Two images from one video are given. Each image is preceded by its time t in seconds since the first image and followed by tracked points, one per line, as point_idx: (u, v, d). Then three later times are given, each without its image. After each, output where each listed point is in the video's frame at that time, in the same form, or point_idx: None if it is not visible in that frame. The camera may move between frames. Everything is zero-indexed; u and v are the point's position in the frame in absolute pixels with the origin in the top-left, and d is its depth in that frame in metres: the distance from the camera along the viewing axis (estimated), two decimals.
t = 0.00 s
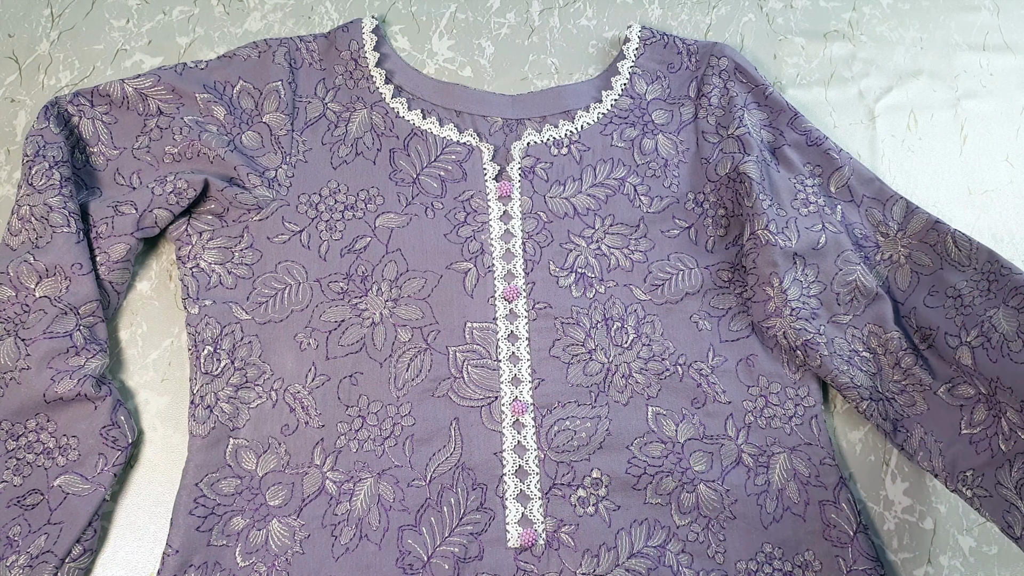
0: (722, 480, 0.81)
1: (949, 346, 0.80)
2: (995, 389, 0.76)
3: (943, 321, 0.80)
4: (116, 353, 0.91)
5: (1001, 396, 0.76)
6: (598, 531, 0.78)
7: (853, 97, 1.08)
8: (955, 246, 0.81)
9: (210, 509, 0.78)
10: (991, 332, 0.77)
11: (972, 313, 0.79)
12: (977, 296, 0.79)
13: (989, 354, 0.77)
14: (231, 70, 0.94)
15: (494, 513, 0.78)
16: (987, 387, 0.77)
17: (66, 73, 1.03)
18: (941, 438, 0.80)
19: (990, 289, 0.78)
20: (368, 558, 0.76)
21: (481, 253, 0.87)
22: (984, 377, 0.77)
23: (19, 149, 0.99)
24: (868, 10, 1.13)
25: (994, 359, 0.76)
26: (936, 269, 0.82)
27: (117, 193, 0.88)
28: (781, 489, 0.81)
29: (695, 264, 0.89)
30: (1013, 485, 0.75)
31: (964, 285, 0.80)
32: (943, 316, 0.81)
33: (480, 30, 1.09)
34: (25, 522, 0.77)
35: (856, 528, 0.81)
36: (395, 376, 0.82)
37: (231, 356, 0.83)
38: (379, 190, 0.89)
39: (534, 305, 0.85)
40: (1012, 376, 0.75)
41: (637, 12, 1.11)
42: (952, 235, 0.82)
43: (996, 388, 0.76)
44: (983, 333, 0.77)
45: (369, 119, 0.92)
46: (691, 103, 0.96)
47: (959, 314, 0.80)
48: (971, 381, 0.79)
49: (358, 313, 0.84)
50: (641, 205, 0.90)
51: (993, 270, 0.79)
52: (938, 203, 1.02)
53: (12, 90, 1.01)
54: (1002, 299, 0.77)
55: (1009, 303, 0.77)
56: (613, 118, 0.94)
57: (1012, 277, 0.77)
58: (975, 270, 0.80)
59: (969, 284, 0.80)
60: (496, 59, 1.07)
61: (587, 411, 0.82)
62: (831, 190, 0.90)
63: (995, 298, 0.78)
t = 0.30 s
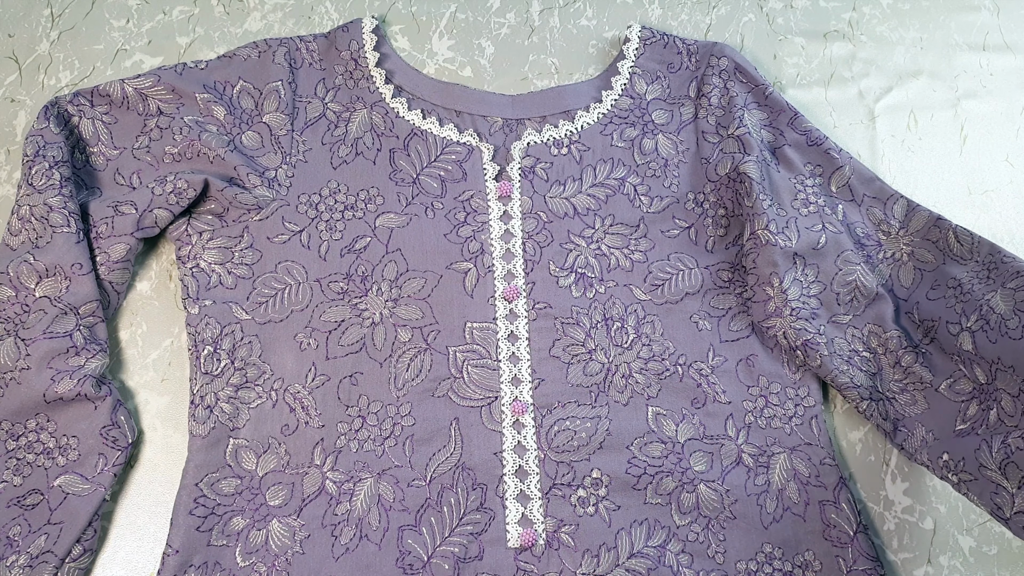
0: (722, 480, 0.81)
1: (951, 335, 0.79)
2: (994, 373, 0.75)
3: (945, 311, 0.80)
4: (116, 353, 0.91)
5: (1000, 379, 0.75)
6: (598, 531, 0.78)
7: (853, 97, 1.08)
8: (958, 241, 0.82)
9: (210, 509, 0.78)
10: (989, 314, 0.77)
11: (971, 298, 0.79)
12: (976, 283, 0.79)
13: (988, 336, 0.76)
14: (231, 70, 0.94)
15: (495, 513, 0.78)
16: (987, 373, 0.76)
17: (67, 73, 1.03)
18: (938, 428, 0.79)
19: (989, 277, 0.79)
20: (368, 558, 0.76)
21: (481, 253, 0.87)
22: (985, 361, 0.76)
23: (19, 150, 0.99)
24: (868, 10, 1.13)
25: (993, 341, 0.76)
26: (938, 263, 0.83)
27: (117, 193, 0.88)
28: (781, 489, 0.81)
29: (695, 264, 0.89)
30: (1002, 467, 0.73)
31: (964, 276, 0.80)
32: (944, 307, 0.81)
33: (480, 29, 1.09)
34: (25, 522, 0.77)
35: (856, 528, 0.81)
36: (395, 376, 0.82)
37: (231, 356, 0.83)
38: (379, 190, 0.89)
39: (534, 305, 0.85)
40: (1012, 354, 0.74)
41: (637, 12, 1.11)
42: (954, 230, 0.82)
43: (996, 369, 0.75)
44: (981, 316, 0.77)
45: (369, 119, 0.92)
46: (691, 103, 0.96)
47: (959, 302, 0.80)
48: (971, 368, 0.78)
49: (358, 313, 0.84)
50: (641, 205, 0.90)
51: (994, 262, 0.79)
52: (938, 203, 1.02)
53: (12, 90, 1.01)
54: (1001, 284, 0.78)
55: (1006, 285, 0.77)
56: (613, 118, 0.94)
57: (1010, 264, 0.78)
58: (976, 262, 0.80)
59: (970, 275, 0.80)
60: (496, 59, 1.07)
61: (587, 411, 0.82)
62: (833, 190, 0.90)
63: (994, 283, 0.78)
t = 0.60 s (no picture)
0: (722, 480, 0.81)
1: (965, 315, 0.78)
2: (1012, 351, 0.74)
3: (956, 293, 0.79)
4: (116, 353, 0.91)
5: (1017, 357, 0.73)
6: (598, 531, 0.78)
7: (853, 97, 1.08)
8: (960, 221, 0.81)
9: (210, 509, 0.78)
10: (1001, 290, 0.75)
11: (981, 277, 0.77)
12: (985, 261, 0.78)
13: (1005, 313, 0.75)
14: (231, 70, 0.94)
15: (494, 513, 0.78)
16: (1005, 351, 0.74)
17: (66, 73, 1.03)
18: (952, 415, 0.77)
19: (997, 252, 0.77)
20: (368, 557, 0.76)
21: (481, 253, 0.87)
22: (1003, 339, 0.74)
23: (19, 150, 0.99)
24: (868, 10, 1.13)
25: (1011, 317, 0.74)
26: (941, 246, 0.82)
27: (117, 193, 0.88)
28: (781, 489, 0.81)
29: (695, 264, 0.89)
30: None
31: (972, 254, 0.79)
32: (954, 289, 0.80)
33: (480, 29, 1.09)
34: (25, 522, 0.77)
35: (856, 528, 0.81)
36: (395, 376, 0.82)
37: (231, 356, 0.83)
38: (379, 190, 0.89)
39: (534, 305, 0.85)
40: None
41: (637, 12, 1.11)
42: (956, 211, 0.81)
43: (1016, 346, 0.73)
44: (996, 293, 0.76)
45: (369, 119, 0.92)
46: (692, 103, 0.96)
47: (970, 280, 0.78)
48: (988, 347, 0.76)
49: (358, 313, 0.84)
50: (641, 205, 0.90)
51: (1000, 236, 0.78)
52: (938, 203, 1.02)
53: (12, 90, 1.01)
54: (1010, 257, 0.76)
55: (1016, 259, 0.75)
56: (613, 118, 0.94)
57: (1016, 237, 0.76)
58: (982, 240, 0.79)
59: (977, 253, 0.79)
60: (496, 59, 1.07)
61: (587, 411, 0.82)
62: (836, 189, 0.90)
63: (1003, 258, 0.76)
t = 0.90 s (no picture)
0: (722, 480, 0.81)
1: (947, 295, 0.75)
2: (995, 329, 0.71)
3: (935, 272, 0.77)
4: (116, 353, 0.91)
5: (999, 335, 0.71)
6: (598, 531, 0.78)
7: (853, 97, 1.08)
8: (943, 204, 0.79)
9: (210, 509, 0.78)
10: (978, 266, 0.72)
11: (957, 254, 0.75)
12: (961, 238, 0.75)
13: (983, 289, 0.72)
14: (231, 70, 0.94)
15: (495, 513, 0.78)
16: (988, 330, 0.72)
17: (67, 73, 1.03)
18: (952, 405, 0.74)
19: (972, 228, 0.75)
20: (368, 557, 0.76)
21: (481, 253, 0.87)
22: (986, 317, 0.72)
23: (19, 150, 0.99)
24: (868, 10, 1.13)
25: (990, 292, 0.71)
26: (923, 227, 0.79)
27: (117, 193, 0.88)
28: (781, 489, 0.81)
29: (695, 264, 0.89)
30: None
31: (950, 232, 0.77)
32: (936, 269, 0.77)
33: (480, 29, 1.09)
34: (25, 522, 0.77)
35: (856, 528, 0.81)
36: (395, 376, 0.82)
37: (231, 356, 0.83)
38: (379, 190, 0.89)
39: (534, 305, 0.85)
40: (1012, 303, 0.70)
41: (637, 11, 1.11)
42: (943, 197, 0.80)
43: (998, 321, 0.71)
44: (973, 270, 0.73)
45: (369, 119, 0.92)
46: (691, 103, 0.96)
47: (947, 259, 0.75)
48: (972, 327, 0.74)
49: (358, 313, 0.84)
50: (641, 205, 0.90)
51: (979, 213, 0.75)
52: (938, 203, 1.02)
53: (12, 90, 1.01)
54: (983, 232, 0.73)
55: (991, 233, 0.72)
56: (613, 118, 0.94)
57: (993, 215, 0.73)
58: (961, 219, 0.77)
59: (955, 231, 0.76)
60: (496, 59, 1.07)
61: (587, 411, 0.82)
62: (838, 188, 0.89)
63: (978, 234, 0.74)
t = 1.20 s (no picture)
0: (722, 480, 0.81)
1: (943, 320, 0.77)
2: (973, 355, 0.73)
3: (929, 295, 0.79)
4: (116, 353, 0.91)
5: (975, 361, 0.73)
6: (598, 531, 0.78)
7: (853, 97, 1.08)
8: (941, 221, 0.82)
9: (210, 509, 0.78)
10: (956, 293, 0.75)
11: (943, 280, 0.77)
12: (949, 262, 0.78)
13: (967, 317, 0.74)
14: (231, 70, 0.94)
15: (495, 513, 0.78)
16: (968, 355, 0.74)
17: (66, 73, 1.03)
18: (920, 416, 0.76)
19: (962, 254, 0.78)
20: (368, 557, 0.76)
21: (481, 252, 0.87)
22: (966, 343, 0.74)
23: (19, 150, 0.99)
24: (868, 10, 1.13)
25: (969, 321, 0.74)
26: (919, 248, 0.82)
27: (117, 193, 0.88)
28: (781, 489, 0.81)
29: (695, 264, 0.89)
30: (982, 433, 0.68)
31: (938, 256, 0.79)
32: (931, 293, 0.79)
33: (480, 29, 1.09)
34: (25, 522, 0.77)
35: (856, 528, 0.81)
36: (395, 376, 0.82)
37: (231, 356, 0.83)
38: (379, 190, 0.89)
39: (534, 305, 0.85)
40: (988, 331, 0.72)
41: (637, 12, 1.11)
42: (943, 212, 0.82)
43: (990, 349, 0.71)
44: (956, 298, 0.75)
45: (369, 119, 0.92)
46: (692, 103, 0.96)
47: (938, 284, 0.78)
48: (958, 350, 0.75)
49: (358, 313, 0.84)
50: (641, 205, 0.90)
51: (972, 243, 0.78)
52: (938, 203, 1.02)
53: (12, 90, 1.01)
54: (970, 262, 0.76)
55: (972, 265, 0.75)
56: (613, 118, 0.94)
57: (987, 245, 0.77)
58: (954, 244, 0.80)
59: (945, 254, 0.79)
60: (496, 59, 1.07)
61: (587, 411, 0.82)
62: (838, 188, 0.90)
63: (965, 262, 0.77)
